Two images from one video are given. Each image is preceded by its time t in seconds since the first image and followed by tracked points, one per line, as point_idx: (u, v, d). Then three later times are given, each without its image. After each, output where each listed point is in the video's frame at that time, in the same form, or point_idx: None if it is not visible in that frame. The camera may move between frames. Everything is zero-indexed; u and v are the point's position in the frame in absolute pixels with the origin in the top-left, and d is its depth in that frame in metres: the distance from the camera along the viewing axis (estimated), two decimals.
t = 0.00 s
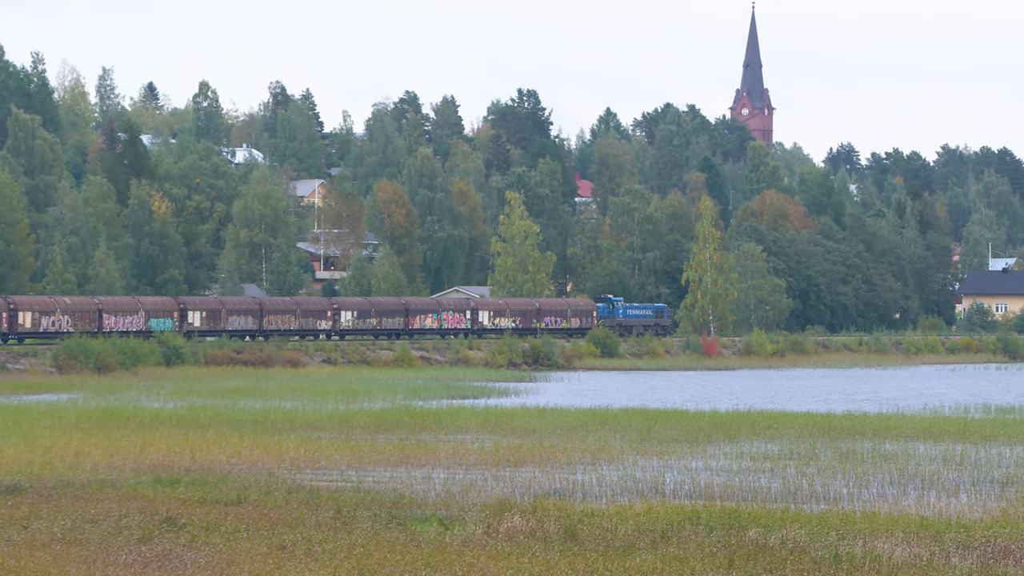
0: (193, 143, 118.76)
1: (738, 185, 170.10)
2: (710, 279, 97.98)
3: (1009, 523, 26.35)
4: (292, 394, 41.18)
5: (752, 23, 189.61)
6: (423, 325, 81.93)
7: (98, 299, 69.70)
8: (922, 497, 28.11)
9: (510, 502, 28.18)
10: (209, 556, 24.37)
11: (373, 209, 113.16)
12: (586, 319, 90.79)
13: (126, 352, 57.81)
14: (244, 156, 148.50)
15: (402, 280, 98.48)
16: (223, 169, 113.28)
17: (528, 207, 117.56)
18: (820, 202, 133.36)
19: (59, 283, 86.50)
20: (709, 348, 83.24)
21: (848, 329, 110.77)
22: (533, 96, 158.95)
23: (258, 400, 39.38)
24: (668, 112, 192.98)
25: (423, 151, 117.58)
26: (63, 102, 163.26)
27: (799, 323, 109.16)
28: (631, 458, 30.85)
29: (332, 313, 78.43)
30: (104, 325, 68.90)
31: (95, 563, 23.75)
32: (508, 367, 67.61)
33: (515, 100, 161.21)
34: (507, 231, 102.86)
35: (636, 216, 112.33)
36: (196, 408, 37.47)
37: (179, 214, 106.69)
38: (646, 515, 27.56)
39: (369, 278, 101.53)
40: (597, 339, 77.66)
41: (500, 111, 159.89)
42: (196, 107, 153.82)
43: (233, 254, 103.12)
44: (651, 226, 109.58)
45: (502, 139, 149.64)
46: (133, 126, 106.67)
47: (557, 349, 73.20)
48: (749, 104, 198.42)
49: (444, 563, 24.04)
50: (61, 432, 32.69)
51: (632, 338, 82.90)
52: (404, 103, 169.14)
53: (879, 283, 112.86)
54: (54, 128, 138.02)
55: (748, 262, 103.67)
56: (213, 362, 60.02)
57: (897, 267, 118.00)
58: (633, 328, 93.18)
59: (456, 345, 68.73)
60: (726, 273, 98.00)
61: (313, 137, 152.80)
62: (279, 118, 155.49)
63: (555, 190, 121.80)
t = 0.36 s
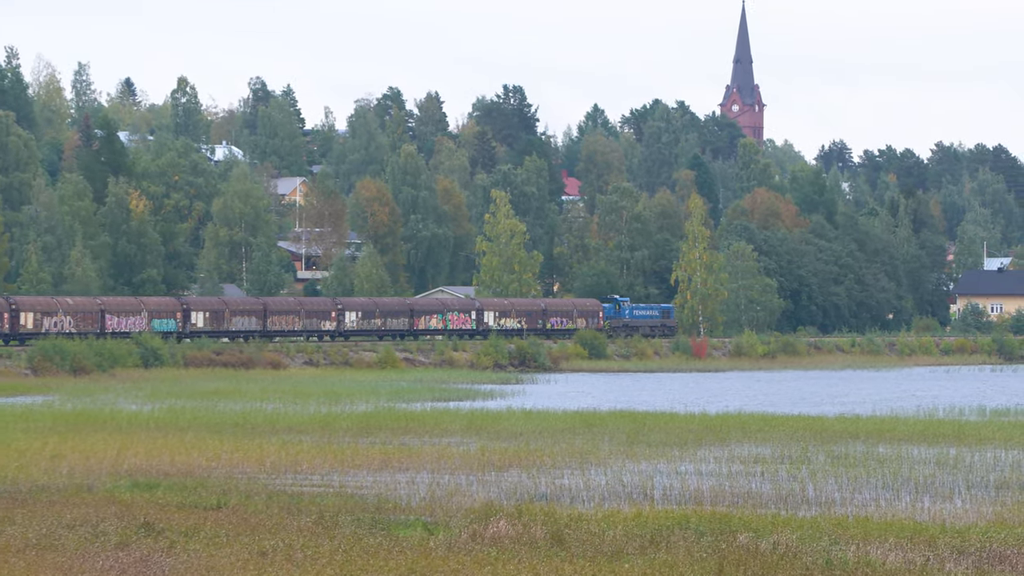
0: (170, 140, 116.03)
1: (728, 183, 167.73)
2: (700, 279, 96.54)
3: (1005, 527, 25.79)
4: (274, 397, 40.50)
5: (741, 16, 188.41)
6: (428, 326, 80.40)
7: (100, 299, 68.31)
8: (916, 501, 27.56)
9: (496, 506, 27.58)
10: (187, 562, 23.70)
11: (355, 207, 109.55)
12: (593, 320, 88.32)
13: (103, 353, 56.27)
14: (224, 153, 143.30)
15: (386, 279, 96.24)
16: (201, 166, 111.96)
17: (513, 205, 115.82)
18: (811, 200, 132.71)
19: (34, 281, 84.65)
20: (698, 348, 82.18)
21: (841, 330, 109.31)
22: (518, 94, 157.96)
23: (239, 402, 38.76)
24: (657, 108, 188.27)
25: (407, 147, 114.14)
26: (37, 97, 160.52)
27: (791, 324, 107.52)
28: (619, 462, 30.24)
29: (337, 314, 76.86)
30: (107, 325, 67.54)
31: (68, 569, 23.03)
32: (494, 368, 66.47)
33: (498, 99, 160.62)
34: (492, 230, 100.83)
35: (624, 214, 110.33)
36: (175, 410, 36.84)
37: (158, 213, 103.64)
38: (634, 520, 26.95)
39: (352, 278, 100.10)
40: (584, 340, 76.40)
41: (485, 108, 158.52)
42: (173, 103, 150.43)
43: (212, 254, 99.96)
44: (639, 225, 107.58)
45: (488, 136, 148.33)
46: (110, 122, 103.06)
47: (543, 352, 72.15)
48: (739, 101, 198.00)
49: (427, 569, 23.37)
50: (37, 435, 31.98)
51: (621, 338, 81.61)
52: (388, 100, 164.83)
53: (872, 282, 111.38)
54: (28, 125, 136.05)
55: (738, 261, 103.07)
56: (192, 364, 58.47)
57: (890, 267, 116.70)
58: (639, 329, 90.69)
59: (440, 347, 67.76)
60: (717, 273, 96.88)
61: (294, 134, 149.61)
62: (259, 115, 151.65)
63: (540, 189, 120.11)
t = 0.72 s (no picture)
0: (146, 137, 113.32)
1: (715, 181, 167.53)
2: (688, 279, 95.89)
3: (999, 532, 25.23)
4: (252, 400, 39.92)
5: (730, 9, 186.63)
6: (432, 327, 78.43)
7: (101, 300, 67.56)
8: (908, 506, 26.99)
9: (478, 510, 26.98)
10: (161, 568, 23.03)
11: (335, 205, 107.28)
12: (597, 320, 85.62)
13: (75, 354, 54.61)
14: (198, 148, 139.52)
15: (367, 278, 93.55)
16: (178, 163, 108.78)
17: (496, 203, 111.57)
18: (801, 197, 131.86)
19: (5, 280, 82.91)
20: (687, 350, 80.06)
21: (831, 330, 106.73)
22: (501, 88, 151.96)
23: (217, 404, 38.16)
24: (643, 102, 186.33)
25: (389, 145, 112.50)
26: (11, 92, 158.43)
27: (781, 325, 105.20)
28: (606, 466, 29.68)
29: (340, 314, 74.87)
30: (108, 326, 66.77)
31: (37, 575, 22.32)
32: (476, 370, 65.37)
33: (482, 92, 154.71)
34: (476, 229, 98.53)
35: (611, 212, 106.69)
36: (152, 412, 36.25)
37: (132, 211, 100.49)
38: (621, 525, 26.36)
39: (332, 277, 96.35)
40: (569, 342, 75.38)
41: (468, 103, 152.64)
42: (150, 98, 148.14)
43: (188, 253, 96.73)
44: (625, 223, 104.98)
45: (472, 134, 143.93)
46: (84, 118, 99.46)
47: (527, 353, 71.10)
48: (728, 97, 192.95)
49: None
50: (11, 439, 31.33)
51: (608, 339, 80.49)
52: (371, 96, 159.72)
53: (863, 282, 109.07)
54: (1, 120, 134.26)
55: (727, 260, 99.52)
56: (166, 366, 56.87)
57: (882, 266, 114.13)
58: (645, 330, 87.44)
59: (423, 347, 66.54)
60: (704, 273, 95.99)
61: (274, 130, 145.59)
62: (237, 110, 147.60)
63: (525, 186, 116.08)
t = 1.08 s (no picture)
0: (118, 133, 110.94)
1: (701, 178, 166.52)
2: (673, 278, 95.01)
3: (989, 537, 24.72)
4: (227, 403, 39.36)
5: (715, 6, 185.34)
6: (431, 328, 77.17)
7: (99, 301, 65.81)
8: (897, 510, 26.46)
9: (458, 515, 26.38)
10: None
11: (312, 203, 105.83)
12: (599, 320, 83.87)
13: (46, 356, 52.93)
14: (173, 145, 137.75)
15: (345, 279, 90.66)
16: (150, 160, 106.17)
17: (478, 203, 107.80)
18: (788, 196, 130.06)
19: None
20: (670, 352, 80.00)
21: (818, 331, 103.91)
22: (483, 85, 151.97)
23: (191, 407, 37.56)
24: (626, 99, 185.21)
25: (367, 141, 111.28)
26: None
27: (766, 326, 102.23)
28: (588, 470, 29.14)
29: (339, 314, 73.38)
30: (106, 327, 64.97)
31: None
32: (457, 372, 64.43)
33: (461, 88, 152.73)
34: (457, 228, 96.52)
35: (595, 210, 104.32)
36: (124, 415, 35.63)
37: (105, 208, 97.96)
38: (603, 530, 25.77)
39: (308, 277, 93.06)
40: (551, 343, 74.34)
41: (450, 100, 151.69)
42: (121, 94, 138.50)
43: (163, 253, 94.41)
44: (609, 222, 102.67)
45: (451, 129, 140.30)
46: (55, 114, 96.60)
47: (509, 354, 70.12)
48: (713, 93, 192.32)
49: None
50: None
51: (590, 339, 79.41)
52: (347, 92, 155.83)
53: (851, 282, 106.22)
54: None
55: (711, 260, 97.41)
56: (139, 369, 55.29)
57: (870, 265, 110.72)
58: (647, 331, 85.36)
59: (402, 348, 65.27)
60: (689, 272, 94.72)
61: (249, 127, 144.56)
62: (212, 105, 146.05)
63: (506, 183, 112.66)
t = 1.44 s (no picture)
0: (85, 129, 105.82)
1: (681, 176, 162.35)
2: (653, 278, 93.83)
3: (975, 541, 24.20)
4: (197, 404, 38.77)
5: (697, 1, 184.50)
6: (427, 329, 75.82)
7: (92, 301, 64.56)
8: (883, 515, 25.91)
9: (433, 519, 25.79)
10: None
11: (284, 201, 101.64)
12: (596, 321, 82.81)
13: (11, 358, 51.16)
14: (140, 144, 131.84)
15: (318, 279, 87.68)
16: (118, 158, 101.30)
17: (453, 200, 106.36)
18: (771, 194, 124.46)
19: None
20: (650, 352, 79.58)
21: (801, 332, 100.96)
22: (459, 79, 149.01)
23: (160, 410, 36.98)
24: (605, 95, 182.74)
25: (340, 138, 107.42)
26: None
27: (748, 326, 99.31)
28: (565, 473, 28.59)
29: (334, 315, 72.14)
30: (99, 328, 63.76)
31: None
32: (432, 374, 63.20)
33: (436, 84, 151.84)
34: (432, 226, 94.09)
35: (572, 209, 102.29)
36: (91, 418, 35.06)
37: (71, 207, 93.28)
38: (581, 535, 25.17)
39: (280, 278, 90.04)
40: (529, 343, 72.85)
41: (423, 95, 148.75)
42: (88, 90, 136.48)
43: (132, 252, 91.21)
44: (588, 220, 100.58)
45: (425, 126, 140.01)
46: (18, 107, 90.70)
47: (485, 356, 68.82)
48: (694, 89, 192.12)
49: None
50: None
51: (569, 339, 78.12)
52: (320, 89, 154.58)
53: (834, 281, 103.62)
54: None
55: (692, 259, 94.61)
56: (106, 370, 53.62)
57: (853, 265, 109.43)
58: (644, 331, 83.84)
59: (376, 350, 63.88)
60: (668, 272, 93.67)
61: (220, 123, 138.48)
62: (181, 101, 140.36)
63: (483, 181, 110.44)
